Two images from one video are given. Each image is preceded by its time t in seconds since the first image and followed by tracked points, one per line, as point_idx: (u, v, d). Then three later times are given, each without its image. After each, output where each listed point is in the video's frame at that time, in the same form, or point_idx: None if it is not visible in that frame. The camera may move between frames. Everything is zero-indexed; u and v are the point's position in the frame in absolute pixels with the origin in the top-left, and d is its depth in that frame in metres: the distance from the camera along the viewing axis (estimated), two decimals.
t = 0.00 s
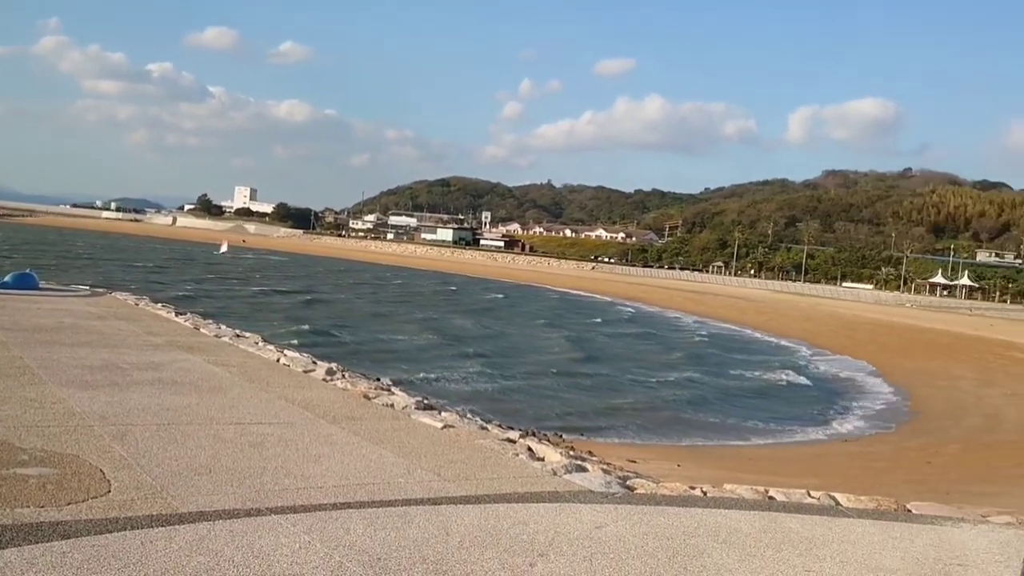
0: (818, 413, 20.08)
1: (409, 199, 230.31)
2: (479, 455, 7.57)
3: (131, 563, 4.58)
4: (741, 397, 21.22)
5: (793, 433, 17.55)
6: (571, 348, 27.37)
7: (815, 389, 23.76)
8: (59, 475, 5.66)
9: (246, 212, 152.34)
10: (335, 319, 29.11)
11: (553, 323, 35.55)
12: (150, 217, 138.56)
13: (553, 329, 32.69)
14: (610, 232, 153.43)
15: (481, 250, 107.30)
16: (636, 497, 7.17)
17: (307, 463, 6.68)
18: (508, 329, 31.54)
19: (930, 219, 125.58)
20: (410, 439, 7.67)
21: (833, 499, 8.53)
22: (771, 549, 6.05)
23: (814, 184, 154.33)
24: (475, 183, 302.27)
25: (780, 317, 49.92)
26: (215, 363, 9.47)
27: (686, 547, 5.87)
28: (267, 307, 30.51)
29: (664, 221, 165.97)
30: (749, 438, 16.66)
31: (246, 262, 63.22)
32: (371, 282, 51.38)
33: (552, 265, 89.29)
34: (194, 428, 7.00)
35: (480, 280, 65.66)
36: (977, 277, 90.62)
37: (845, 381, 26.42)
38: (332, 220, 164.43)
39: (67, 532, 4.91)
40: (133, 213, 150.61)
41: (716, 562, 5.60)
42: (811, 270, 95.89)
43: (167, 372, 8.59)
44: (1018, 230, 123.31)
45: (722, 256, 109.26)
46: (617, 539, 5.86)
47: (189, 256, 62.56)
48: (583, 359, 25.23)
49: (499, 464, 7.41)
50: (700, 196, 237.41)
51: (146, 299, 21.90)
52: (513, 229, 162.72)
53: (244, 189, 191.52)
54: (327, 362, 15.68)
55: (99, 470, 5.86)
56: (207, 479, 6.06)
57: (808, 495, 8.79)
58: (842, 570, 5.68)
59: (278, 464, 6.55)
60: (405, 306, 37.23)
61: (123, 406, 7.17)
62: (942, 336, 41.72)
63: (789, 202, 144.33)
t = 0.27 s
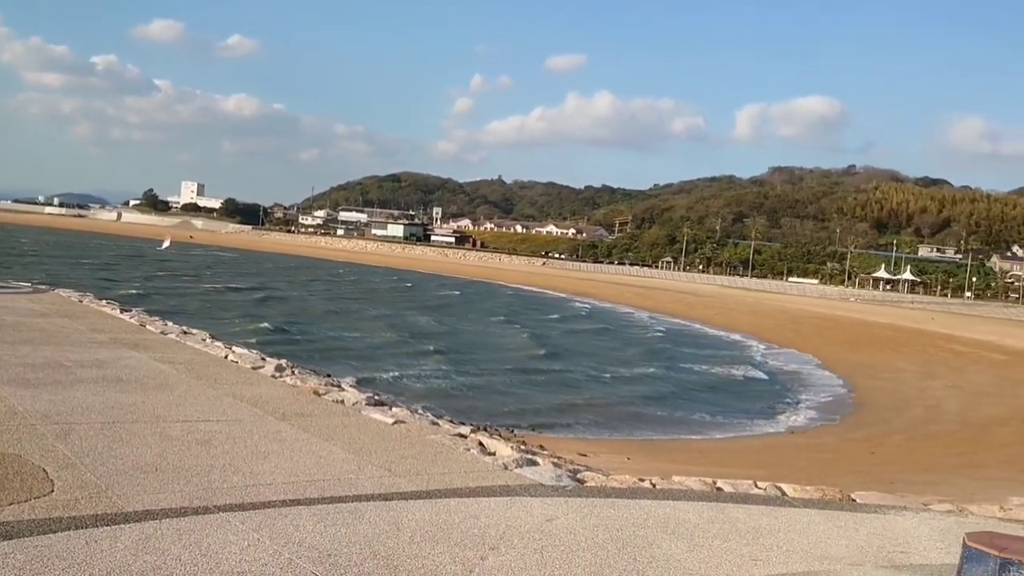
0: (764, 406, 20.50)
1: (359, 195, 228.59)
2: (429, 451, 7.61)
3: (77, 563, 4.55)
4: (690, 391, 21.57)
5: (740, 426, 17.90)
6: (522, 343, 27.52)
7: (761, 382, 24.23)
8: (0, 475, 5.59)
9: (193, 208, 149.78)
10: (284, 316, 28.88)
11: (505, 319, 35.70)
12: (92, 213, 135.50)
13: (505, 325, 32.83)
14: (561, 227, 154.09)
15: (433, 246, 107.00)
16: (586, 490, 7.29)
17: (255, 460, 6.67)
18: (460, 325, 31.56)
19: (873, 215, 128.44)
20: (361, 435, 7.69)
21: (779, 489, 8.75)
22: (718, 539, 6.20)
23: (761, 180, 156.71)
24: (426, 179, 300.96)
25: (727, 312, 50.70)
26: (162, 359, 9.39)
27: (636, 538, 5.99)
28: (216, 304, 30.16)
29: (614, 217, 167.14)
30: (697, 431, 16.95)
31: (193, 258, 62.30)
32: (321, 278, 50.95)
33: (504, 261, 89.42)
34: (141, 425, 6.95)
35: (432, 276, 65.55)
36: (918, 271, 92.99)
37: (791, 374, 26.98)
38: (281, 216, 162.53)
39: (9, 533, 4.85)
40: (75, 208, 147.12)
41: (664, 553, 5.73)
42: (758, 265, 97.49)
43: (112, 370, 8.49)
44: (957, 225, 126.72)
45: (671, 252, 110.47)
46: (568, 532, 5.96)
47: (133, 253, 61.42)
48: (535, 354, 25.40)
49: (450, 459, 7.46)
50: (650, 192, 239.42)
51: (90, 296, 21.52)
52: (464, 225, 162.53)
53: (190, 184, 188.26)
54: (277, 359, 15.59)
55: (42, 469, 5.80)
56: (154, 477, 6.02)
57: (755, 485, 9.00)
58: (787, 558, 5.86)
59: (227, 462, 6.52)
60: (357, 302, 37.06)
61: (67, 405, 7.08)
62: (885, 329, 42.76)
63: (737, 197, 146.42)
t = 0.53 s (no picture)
0: (713, 399, 20.85)
1: (310, 189, 226.28)
2: (381, 447, 7.65)
3: (21, 565, 4.52)
4: (640, 385, 21.85)
5: (688, 419, 18.20)
6: (474, 339, 27.58)
7: (710, 376, 24.62)
8: None
9: (138, 202, 146.76)
10: (234, 312, 28.56)
11: (458, 314, 35.72)
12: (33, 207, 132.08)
13: (457, 320, 32.87)
14: (512, 222, 154.21)
15: (385, 241, 106.42)
16: (539, 484, 7.40)
17: (204, 458, 6.64)
18: (412, 320, 31.47)
19: (819, 210, 130.95)
20: (312, 432, 7.70)
21: (728, 481, 8.94)
22: (668, 531, 6.35)
23: (710, 175, 158.55)
24: (377, 173, 298.78)
25: (677, 306, 51.30)
26: (108, 357, 9.27)
27: (587, 531, 6.12)
28: (164, 301, 29.70)
29: (565, 212, 167.73)
30: (647, 425, 17.20)
31: (139, 254, 61.17)
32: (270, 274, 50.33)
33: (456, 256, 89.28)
34: (86, 424, 6.88)
35: (384, 271, 65.23)
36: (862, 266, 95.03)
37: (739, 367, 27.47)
38: (229, 210, 160.24)
39: None
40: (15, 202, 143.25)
41: (615, 545, 5.86)
42: (707, 260, 98.75)
43: (57, 368, 8.37)
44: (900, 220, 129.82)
45: (622, 247, 111.36)
46: (520, 526, 6.05)
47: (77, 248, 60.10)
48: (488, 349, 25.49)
49: (401, 455, 7.51)
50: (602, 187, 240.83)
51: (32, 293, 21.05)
52: (416, 220, 161.75)
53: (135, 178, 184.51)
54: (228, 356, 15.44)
55: None
56: (100, 476, 5.97)
57: (704, 478, 9.19)
58: (735, 550, 6.03)
59: (175, 459, 6.49)
60: (308, 298, 36.77)
61: (10, 404, 6.99)
62: (830, 323, 43.66)
63: (687, 192, 148.09)
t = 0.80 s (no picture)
0: (663, 393, 21.12)
1: (259, 186, 223.29)
2: (333, 445, 7.63)
3: None
4: (592, 380, 22.04)
5: (639, 413, 18.42)
6: (426, 336, 27.54)
7: (660, 370, 24.93)
8: None
9: (81, 199, 143.47)
10: (182, 310, 28.13)
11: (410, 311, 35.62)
12: None
13: (409, 317, 32.78)
14: (464, 218, 153.96)
15: (335, 237, 105.50)
16: (491, 480, 7.46)
17: (152, 459, 6.57)
18: (363, 317, 31.28)
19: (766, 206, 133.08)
20: (262, 431, 7.65)
21: (678, 474, 9.10)
22: (620, 524, 6.46)
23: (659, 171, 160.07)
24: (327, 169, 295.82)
25: (628, 301, 51.77)
26: (52, 357, 9.10)
27: (539, 526, 6.20)
28: (109, 300, 29.14)
29: (517, 208, 167.97)
30: (598, 419, 17.37)
31: (82, 252, 59.85)
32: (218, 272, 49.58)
33: (408, 252, 88.91)
34: (29, 426, 6.76)
35: (334, 268, 64.73)
36: (808, 260, 96.76)
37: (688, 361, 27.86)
38: (176, 207, 157.39)
39: None
40: None
41: (567, 539, 5.95)
42: (657, 255, 99.75)
43: None
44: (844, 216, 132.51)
45: (573, 243, 111.95)
46: (472, 522, 6.11)
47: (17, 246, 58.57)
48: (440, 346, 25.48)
49: (353, 453, 7.51)
50: (553, 183, 241.54)
51: None
52: (367, 216, 160.58)
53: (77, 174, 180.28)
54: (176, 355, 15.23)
55: None
56: (44, 478, 5.88)
57: (654, 470, 9.34)
58: (685, 541, 6.16)
59: (122, 461, 6.42)
60: (257, 295, 36.36)
61: None
62: (777, 316, 44.42)
63: (637, 188, 149.33)
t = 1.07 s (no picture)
0: (618, 387, 21.33)
1: (211, 180, 220.01)
2: (288, 442, 7.63)
3: None
4: (548, 374, 22.17)
5: (595, 407, 18.60)
6: (382, 331, 27.45)
7: (615, 364, 25.16)
8: None
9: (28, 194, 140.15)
10: (133, 308, 27.68)
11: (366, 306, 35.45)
12: None
13: (365, 312, 32.62)
14: (420, 213, 153.44)
15: (289, 232, 104.47)
16: (448, 475, 7.51)
17: (103, 458, 6.52)
18: (318, 313, 31.06)
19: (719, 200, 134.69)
20: (216, 429, 7.61)
21: (633, 466, 9.23)
22: (576, 517, 6.56)
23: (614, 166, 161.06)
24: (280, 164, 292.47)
25: (584, 295, 52.06)
26: None
27: (495, 520, 6.27)
28: (57, 297, 28.56)
29: (473, 202, 167.80)
30: (555, 413, 17.51)
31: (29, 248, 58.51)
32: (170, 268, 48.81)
33: (363, 247, 88.38)
34: None
35: (289, 263, 64.11)
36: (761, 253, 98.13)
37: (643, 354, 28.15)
38: (126, 202, 154.48)
39: None
40: None
41: (524, 533, 6.03)
42: (613, 249, 100.43)
43: None
44: (796, 210, 134.65)
45: (529, 237, 112.20)
46: (429, 517, 6.16)
47: None
48: (397, 341, 25.41)
49: (309, 449, 7.51)
50: (509, 177, 241.58)
51: None
52: (322, 211, 159.28)
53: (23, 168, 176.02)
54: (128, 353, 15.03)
55: None
56: None
57: (609, 463, 9.46)
58: (641, 533, 6.28)
59: (72, 461, 6.35)
60: (210, 291, 35.89)
61: None
62: (731, 310, 45.04)
63: (592, 182, 150.08)
